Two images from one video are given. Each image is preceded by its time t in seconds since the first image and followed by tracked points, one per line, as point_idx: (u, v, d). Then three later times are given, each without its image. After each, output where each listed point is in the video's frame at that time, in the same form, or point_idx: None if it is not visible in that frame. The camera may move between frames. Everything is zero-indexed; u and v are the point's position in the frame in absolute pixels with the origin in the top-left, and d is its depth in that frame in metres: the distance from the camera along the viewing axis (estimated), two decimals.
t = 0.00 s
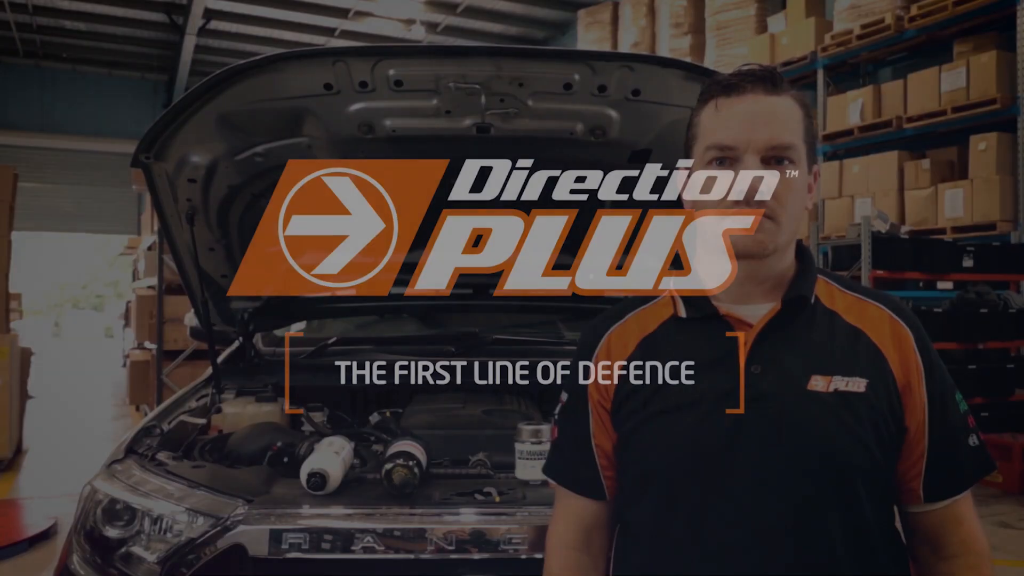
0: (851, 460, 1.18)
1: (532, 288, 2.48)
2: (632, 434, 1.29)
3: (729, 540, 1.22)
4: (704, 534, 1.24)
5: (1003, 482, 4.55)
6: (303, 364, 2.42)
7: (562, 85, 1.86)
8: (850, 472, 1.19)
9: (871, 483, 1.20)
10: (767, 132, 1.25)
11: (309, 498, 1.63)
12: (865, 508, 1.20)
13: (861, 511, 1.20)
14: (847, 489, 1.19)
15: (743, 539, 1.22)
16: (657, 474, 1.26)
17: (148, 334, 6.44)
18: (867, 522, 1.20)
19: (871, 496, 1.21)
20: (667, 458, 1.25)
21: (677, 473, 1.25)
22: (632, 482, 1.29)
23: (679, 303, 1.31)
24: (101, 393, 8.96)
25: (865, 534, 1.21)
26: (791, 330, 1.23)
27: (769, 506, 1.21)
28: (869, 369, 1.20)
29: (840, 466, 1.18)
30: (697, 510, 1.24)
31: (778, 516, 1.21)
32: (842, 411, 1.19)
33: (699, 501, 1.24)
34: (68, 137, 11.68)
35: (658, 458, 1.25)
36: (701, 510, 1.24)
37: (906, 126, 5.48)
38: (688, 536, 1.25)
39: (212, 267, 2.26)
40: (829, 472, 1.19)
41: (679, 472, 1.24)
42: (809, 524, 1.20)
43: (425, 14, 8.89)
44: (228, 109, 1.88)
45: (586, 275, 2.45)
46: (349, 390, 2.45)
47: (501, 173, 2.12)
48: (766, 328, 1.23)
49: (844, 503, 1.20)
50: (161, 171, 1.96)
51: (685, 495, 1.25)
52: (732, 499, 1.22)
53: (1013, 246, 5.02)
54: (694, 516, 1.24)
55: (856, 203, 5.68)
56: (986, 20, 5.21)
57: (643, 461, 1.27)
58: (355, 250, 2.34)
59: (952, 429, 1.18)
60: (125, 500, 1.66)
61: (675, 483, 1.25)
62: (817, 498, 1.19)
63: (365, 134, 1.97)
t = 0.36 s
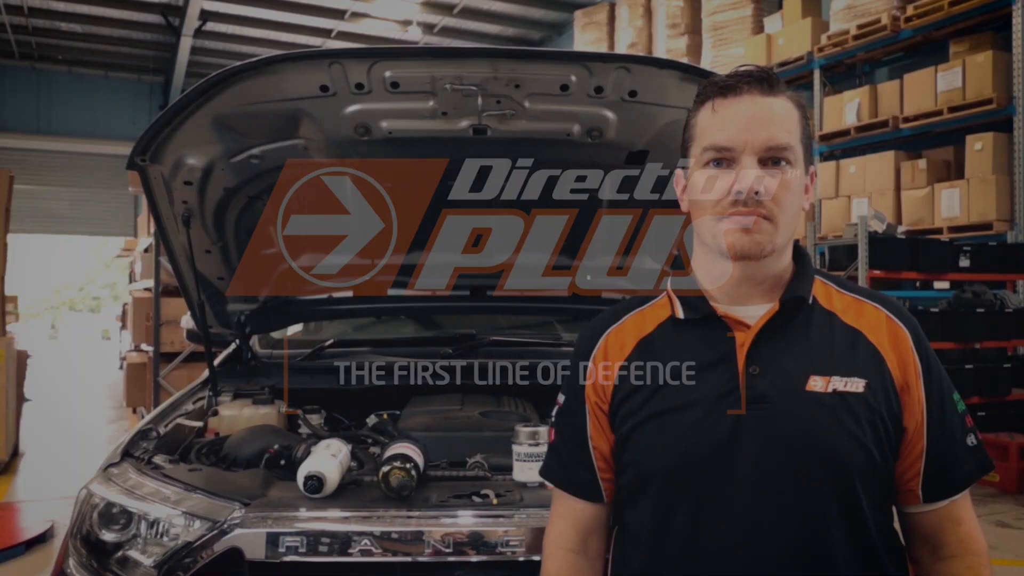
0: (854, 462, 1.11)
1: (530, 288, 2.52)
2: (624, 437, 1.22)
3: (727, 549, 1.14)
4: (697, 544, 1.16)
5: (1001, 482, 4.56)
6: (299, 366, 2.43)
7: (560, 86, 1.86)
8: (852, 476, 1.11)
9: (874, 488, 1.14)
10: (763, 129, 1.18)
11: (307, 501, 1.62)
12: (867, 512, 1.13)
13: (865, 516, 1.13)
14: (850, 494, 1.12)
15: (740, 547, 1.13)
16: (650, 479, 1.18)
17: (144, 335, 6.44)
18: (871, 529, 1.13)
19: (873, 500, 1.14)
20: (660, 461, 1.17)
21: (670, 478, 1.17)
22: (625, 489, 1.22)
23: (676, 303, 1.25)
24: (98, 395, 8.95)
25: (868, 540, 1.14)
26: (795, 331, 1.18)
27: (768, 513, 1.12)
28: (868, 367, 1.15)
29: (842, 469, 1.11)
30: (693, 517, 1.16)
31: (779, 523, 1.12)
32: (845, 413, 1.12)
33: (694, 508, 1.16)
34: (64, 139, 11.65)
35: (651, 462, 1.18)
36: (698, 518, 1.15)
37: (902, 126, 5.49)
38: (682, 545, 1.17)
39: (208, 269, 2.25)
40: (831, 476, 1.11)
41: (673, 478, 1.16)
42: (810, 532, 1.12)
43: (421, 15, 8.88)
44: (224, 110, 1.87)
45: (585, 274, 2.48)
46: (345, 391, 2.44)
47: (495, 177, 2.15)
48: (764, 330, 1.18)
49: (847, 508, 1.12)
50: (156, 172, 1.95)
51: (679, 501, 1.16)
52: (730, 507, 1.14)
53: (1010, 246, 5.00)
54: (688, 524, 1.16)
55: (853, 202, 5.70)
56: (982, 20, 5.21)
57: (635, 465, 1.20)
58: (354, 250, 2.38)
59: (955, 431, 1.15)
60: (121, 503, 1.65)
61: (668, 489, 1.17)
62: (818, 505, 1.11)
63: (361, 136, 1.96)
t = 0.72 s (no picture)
0: (850, 461, 1.10)
1: (525, 290, 2.54)
2: (616, 436, 1.20)
3: (721, 551, 1.12)
4: (690, 544, 1.14)
5: (994, 481, 4.56)
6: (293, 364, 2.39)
7: (554, 81, 1.84)
8: (849, 475, 1.10)
9: (870, 487, 1.12)
10: (760, 121, 1.16)
11: (297, 500, 1.60)
12: (863, 511, 1.11)
13: (862, 516, 1.11)
14: (847, 493, 1.10)
15: (734, 548, 1.11)
16: (643, 479, 1.16)
17: (135, 335, 6.40)
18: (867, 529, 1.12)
19: (870, 499, 1.12)
20: (653, 461, 1.15)
21: (663, 477, 1.15)
22: (618, 489, 1.20)
23: (670, 299, 1.22)
24: (89, 394, 8.91)
25: (865, 540, 1.12)
26: (788, 327, 1.16)
27: (764, 513, 1.10)
28: (866, 365, 1.13)
29: (838, 467, 1.10)
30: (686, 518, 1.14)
31: (774, 524, 1.10)
32: (842, 411, 1.10)
33: (687, 508, 1.14)
34: (55, 137, 11.59)
35: (644, 461, 1.16)
36: (691, 518, 1.13)
37: (896, 126, 5.48)
38: (675, 545, 1.14)
39: (198, 267, 2.22)
40: (827, 475, 1.10)
41: (666, 477, 1.14)
42: (806, 531, 1.10)
43: (414, 13, 8.85)
44: (212, 104, 1.85)
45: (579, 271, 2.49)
46: (337, 389, 2.43)
47: (489, 174, 2.13)
48: (759, 327, 1.16)
49: (844, 508, 1.10)
50: (145, 168, 1.93)
51: (672, 501, 1.14)
52: (724, 506, 1.12)
53: (1000, 245, 5.04)
54: (681, 525, 1.14)
55: (846, 202, 5.70)
56: (975, 20, 5.22)
57: (627, 464, 1.18)
58: (349, 249, 2.36)
59: (953, 431, 1.13)
60: (108, 503, 1.62)
61: (661, 489, 1.15)
62: (813, 504, 1.10)
63: (353, 131, 1.94)
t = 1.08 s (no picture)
0: (826, 451, 1.10)
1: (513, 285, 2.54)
2: (593, 428, 1.20)
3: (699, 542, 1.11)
4: (667, 536, 1.13)
5: (981, 473, 4.60)
6: (280, 360, 2.36)
7: (540, 77, 1.84)
8: (825, 465, 1.10)
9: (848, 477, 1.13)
10: (736, 117, 1.16)
11: (283, 496, 1.60)
12: (841, 502, 1.12)
13: (839, 506, 1.11)
14: (823, 483, 1.11)
15: (712, 540, 1.11)
16: (620, 471, 1.17)
17: (124, 332, 6.36)
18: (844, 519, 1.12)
19: (847, 489, 1.13)
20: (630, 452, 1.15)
21: (640, 469, 1.15)
22: (596, 480, 1.20)
23: (648, 293, 1.23)
24: (78, 391, 8.86)
25: (841, 530, 1.12)
26: (763, 319, 1.17)
27: (741, 504, 1.10)
28: (842, 357, 1.14)
29: (815, 457, 1.10)
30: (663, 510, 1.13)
31: (750, 515, 1.10)
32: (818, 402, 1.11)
33: (664, 500, 1.13)
34: (43, 133, 11.51)
35: (621, 453, 1.16)
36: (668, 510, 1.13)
37: (885, 122, 5.51)
38: (652, 537, 1.14)
39: (184, 263, 2.21)
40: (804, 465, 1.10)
41: (643, 468, 1.15)
42: (784, 521, 1.10)
43: (404, 8, 8.82)
44: (197, 100, 1.84)
45: (567, 267, 2.48)
46: (325, 384, 2.40)
47: (475, 168, 2.13)
48: (734, 320, 1.17)
49: (821, 497, 1.11)
50: (131, 164, 1.92)
51: (649, 493, 1.14)
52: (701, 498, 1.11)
53: (987, 240, 5.05)
54: (658, 518, 1.14)
55: (836, 197, 5.72)
56: (964, 15, 5.24)
57: (604, 455, 1.18)
58: (332, 244, 2.36)
59: (932, 422, 1.13)
60: (94, 500, 1.62)
61: (638, 481, 1.15)
62: (791, 495, 1.10)
63: (338, 127, 1.93)
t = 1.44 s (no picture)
0: (792, 447, 1.05)
1: (503, 280, 2.54)
2: (564, 423, 1.18)
3: (660, 538, 1.08)
4: (631, 532, 1.10)
5: (968, 468, 4.62)
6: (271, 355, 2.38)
7: (530, 71, 1.83)
8: (787, 459, 1.05)
9: (818, 473, 1.08)
10: (710, 120, 1.12)
11: (271, 492, 1.59)
12: (808, 498, 1.07)
13: (807, 504, 1.06)
14: (788, 481, 1.05)
15: (675, 536, 1.07)
16: (589, 465, 1.14)
17: (113, 326, 6.34)
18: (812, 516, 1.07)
19: (816, 485, 1.08)
20: (596, 447, 1.13)
21: (605, 463, 1.12)
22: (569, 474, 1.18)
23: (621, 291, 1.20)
24: (68, 386, 8.84)
25: (810, 529, 1.07)
26: (737, 313, 1.12)
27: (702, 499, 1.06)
28: (812, 351, 1.08)
29: (779, 454, 1.05)
30: (626, 505, 1.10)
31: (712, 509, 1.06)
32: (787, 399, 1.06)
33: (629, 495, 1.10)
34: (31, 126, 11.43)
35: (588, 447, 1.14)
36: (632, 505, 1.10)
37: (875, 118, 5.53)
38: (620, 534, 1.11)
39: (173, 257, 2.20)
40: (768, 461, 1.05)
41: (607, 464, 1.12)
42: (747, 519, 1.05)
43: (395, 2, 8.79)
44: (185, 94, 1.83)
45: (557, 263, 2.48)
46: (314, 379, 2.41)
47: (465, 163, 2.13)
48: (702, 315, 1.13)
49: (785, 495, 1.06)
50: (119, 158, 1.91)
51: (615, 490, 1.11)
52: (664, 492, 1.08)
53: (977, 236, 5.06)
54: (621, 513, 1.11)
55: (826, 193, 5.74)
56: (954, 12, 5.26)
57: (575, 451, 1.16)
58: (322, 240, 2.36)
59: (906, 416, 1.07)
60: (82, 495, 1.61)
61: (604, 476, 1.12)
62: (754, 492, 1.05)
63: (328, 121, 1.93)
